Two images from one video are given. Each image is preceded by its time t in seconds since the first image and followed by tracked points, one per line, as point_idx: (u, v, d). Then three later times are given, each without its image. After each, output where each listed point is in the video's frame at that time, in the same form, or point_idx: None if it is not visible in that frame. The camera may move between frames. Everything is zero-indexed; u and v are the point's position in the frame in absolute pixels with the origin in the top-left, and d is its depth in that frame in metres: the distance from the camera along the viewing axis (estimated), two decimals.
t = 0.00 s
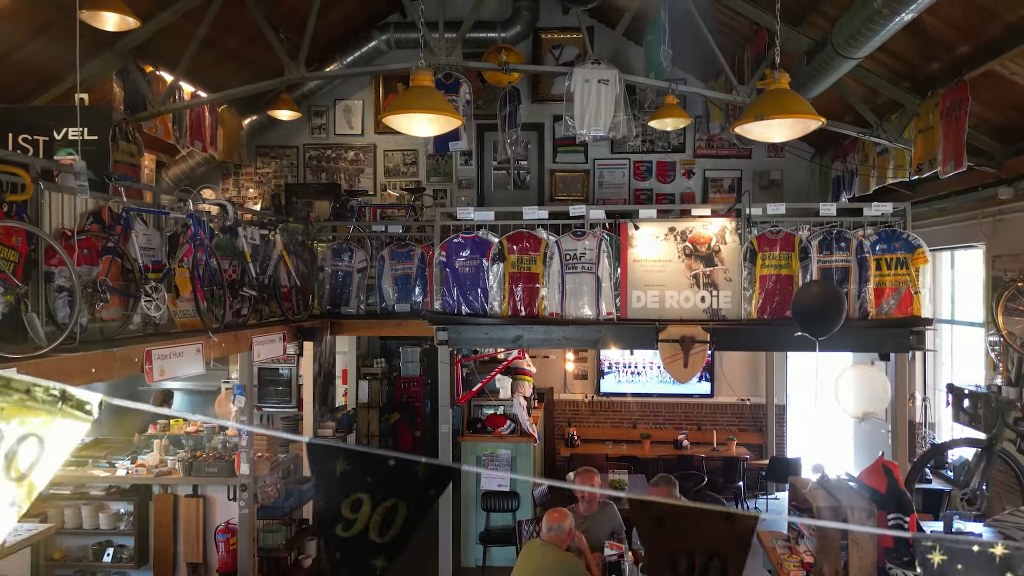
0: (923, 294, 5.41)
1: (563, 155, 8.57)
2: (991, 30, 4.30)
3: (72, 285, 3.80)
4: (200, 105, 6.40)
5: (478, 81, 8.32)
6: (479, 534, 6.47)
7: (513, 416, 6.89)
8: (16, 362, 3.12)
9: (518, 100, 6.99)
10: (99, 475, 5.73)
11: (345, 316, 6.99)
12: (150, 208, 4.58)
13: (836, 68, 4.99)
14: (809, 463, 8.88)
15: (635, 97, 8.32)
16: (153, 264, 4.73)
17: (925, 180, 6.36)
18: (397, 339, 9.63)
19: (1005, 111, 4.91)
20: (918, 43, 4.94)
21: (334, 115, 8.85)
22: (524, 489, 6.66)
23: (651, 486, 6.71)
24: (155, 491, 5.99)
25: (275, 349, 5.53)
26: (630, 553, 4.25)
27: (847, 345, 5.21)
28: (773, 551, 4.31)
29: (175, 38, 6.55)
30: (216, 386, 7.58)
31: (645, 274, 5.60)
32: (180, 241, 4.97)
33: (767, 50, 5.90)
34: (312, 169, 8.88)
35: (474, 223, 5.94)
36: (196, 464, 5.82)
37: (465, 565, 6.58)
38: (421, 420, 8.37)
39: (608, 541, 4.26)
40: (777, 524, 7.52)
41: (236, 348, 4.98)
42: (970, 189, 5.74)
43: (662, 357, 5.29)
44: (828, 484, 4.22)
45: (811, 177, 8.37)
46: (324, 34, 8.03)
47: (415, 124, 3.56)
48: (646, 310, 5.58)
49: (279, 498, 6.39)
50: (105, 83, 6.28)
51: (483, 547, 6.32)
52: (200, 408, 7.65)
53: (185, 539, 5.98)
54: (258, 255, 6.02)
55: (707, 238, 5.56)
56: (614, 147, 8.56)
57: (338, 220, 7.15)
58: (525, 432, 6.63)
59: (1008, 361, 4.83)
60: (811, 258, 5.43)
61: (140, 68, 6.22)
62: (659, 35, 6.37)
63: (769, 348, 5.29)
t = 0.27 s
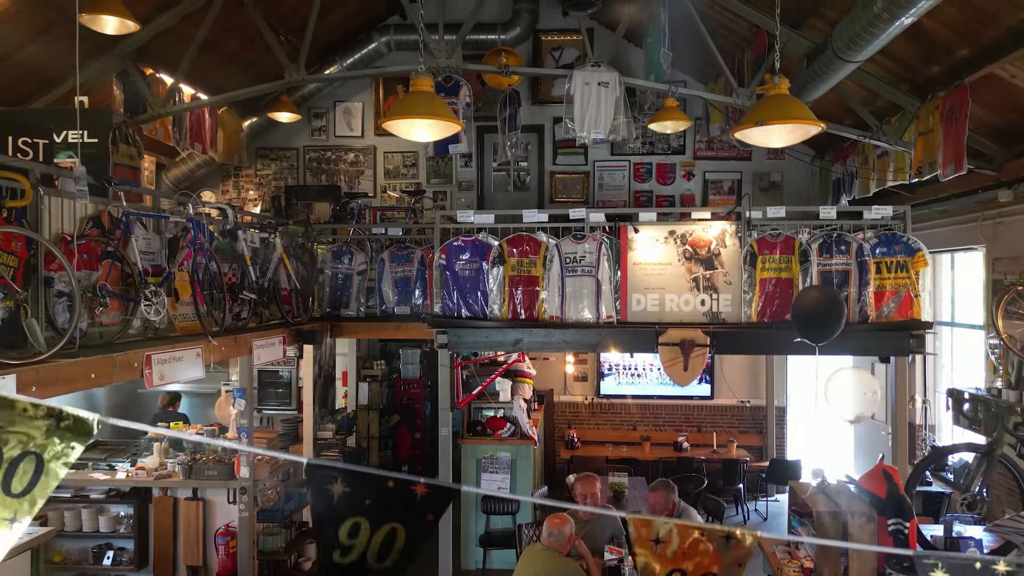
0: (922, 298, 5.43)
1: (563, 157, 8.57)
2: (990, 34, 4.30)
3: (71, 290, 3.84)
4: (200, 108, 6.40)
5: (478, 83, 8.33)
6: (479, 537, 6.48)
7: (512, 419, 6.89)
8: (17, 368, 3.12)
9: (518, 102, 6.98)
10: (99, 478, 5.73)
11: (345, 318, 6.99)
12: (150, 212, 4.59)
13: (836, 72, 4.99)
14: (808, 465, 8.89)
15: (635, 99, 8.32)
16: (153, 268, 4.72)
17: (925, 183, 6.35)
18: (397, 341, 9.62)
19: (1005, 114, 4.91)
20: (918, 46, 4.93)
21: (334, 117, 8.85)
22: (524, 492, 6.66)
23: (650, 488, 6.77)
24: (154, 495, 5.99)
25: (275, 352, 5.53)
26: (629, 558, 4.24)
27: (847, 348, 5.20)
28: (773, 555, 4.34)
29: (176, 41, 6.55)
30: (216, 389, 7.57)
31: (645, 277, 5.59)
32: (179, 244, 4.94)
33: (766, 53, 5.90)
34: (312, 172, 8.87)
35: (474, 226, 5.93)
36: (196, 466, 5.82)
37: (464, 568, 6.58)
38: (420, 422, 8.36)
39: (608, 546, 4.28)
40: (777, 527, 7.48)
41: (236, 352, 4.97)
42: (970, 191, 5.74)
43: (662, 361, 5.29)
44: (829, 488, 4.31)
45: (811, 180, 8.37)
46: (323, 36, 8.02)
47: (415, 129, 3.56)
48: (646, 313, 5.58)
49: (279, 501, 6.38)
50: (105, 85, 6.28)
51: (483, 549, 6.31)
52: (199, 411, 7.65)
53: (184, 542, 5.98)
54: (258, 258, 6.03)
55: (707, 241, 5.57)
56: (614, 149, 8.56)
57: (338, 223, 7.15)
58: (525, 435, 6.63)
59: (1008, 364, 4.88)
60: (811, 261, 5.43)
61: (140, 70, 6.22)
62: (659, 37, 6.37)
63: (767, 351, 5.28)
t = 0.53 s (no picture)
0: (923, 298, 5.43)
1: (563, 158, 8.57)
2: (991, 35, 4.30)
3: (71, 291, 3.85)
4: (201, 109, 6.40)
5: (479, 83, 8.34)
6: (479, 537, 6.48)
7: (513, 420, 6.89)
8: (17, 369, 3.13)
9: (519, 103, 6.98)
10: (99, 479, 5.73)
11: (345, 319, 6.99)
12: (150, 212, 4.59)
13: (836, 72, 4.99)
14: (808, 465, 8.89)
15: (635, 100, 8.33)
16: (153, 269, 4.72)
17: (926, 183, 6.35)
18: (397, 342, 9.62)
19: (1005, 114, 4.90)
20: (918, 47, 4.94)
21: (334, 117, 8.85)
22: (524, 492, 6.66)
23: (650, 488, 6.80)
24: (155, 495, 5.99)
25: (275, 353, 5.52)
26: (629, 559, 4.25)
27: (847, 349, 5.20)
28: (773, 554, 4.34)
29: (176, 41, 6.55)
30: (216, 389, 7.57)
31: (645, 278, 5.60)
32: (179, 245, 4.94)
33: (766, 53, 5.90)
34: (312, 172, 8.87)
35: (474, 226, 5.93)
36: (196, 467, 5.82)
37: (464, 569, 6.59)
38: (420, 423, 8.37)
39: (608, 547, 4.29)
40: (778, 527, 7.49)
41: (236, 353, 4.97)
42: (970, 192, 5.74)
43: (662, 362, 5.29)
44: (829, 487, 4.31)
45: (811, 180, 8.38)
46: (323, 36, 8.03)
47: (415, 130, 3.56)
48: (646, 313, 5.58)
49: (280, 501, 6.38)
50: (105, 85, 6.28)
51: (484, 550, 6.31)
52: (200, 411, 7.65)
53: (185, 543, 5.98)
54: (258, 259, 6.03)
55: (707, 242, 5.57)
56: (614, 150, 8.56)
57: (338, 224, 7.15)
58: (525, 435, 6.62)
59: (1008, 365, 4.87)
60: (811, 262, 5.43)
61: (140, 71, 6.23)
62: (659, 38, 6.37)
63: (768, 352, 5.27)
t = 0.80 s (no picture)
0: (924, 299, 5.43)
1: (563, 158, 8.58)
2: (992, 35, 4.30)
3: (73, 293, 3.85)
4: (202, 109, 6.41)
5: (479, 84, 8.34)
6: (481, 538, 6.49)
7: (514, 420, 6.89)
8: (20, 370, 3.13)
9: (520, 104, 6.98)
10: (101, 480, 5.73)
11: (346, 320, 6.99)
12: (151, 214, 4.59)
13: (837, 73, 4.99)
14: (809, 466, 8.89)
15: (636, 100, 8.33)
16: (155, 270, 4.74)
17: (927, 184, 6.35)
18: (398, 343, 9.63)
19: (1006, 115, 4.90)
20: (919, 47, 4.93)
21: (335, 118, 8.85)
22: (525, 493, 6.67)
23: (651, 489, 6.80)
24: (156, 496, 5.99)
25: (277, 354, 5.53)
26: (631, 560, 4.24)
27: (848, 350, 5.20)
28: (775, 556, 4.35)
29: (177, 42, 6.54)
30: (217, 390, 7.57)
31: (646, 278, 5.60)
32: (182, 246, 4.96)
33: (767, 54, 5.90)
34: (313, 172, 8.87)
35: (475, 227, 5.94)
36: (198, 468, 5.82)
37: (466, 569, 6.59)
38: (421, 423, 8.38)
39: (609, 549, 4.29)
40: (778, 527, 7.49)
41: (238, 354, 4.97)
42: (971, 193, 5.74)
43: (663, 362, 5.28)
44: (830, 488, 4.33)
45: (811, 181, 8.38)
46: (324, 37, 8.03)
47: (417, 131, 3.56)
48: (647, 314, 5.59)
49: (281, 502, 6.37)
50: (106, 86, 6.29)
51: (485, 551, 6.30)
52: (201, 412, 7.66)
53: (186, 544, 5.99)
54: (258, 260, 6.04)
55: (708, 243, 5.57)
56: (615, 150, 8.56)
57: (339, 224, 7.16)
58: (526, 436, 6.62)
59: (1009, 366, 4.88)
60: (812, 262, 5.43)
61: (141, 72, 6.23)
62: (660, 39, 6.37)
63: (769, 353, 5.26)
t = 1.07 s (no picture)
0: (924, 299, 5.44)
1: (564, 158, 8.58)
2: (994, 35, 4.30)
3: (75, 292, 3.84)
4: (203, 109, 6.42)
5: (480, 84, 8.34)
6: (482, 537, 6.50)
7: (515, 420, 6.89)
8: (21, 369, 3.13)
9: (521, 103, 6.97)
10: (102, 479, 5.72)
11: (347, 320, 6.99)
12: (153, 213, 4.60)
13: (838, 73, 5.00)
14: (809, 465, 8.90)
15: (637, 100, 8.33)
16: (156, 270, 4.76)
17: (927, 184, 6.35)
18: (399, 342, 9.64)
19: (1007, 115, 4.90)
20: (920, 48, 4.94)
21: (336, 118, 8.85)
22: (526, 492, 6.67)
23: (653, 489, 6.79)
24: (158, 495, 5.99)
25: (278, 354, 5.53)
26: (633, 558, 4.24)
27: (849, 350, 5.19)
28: (776, 555, 4.35)
29: (178, 42, 6.54)
30: (218, 390, 7.58)
31: (647, 278, 5.61)
32: (183, 245, 5.00)
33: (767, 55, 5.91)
34: (314, 172, 8.86)
35: (476, 227, 5.94)
36: (199, 467, 5.82)
37: (467, 569, 6.60)
38: (422, 423, 8.38)
39: (610, 548, 4.28)
40: (779, 527, 7.49)
41: (239, 353, 4.96)
42: (972, 193, 5.74)
43: (663, 362, 5.29)
44: (830, 488, 4.32)
45: (812, 181, 8.39)
46: (325, 37, 8.02)
47: (419, 132, 3.57)
48: (648, 314, 5.60)
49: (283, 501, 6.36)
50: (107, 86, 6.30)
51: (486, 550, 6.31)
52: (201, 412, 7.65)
53: (188, 543, 5.99)
54: (259, 260, 6.06)
55: (709, 242, 5.57)
56: (615, 150, 8.57)
57: (340, 224, 7.15)
58: (527, 435, 6.62)
59: (1010, 366, 4.89)
60: (813, 262, 5.45)
61: (142, 72, 6.24)
62: (660, 39, 6.39)
63: (771, 354, 5.21)
